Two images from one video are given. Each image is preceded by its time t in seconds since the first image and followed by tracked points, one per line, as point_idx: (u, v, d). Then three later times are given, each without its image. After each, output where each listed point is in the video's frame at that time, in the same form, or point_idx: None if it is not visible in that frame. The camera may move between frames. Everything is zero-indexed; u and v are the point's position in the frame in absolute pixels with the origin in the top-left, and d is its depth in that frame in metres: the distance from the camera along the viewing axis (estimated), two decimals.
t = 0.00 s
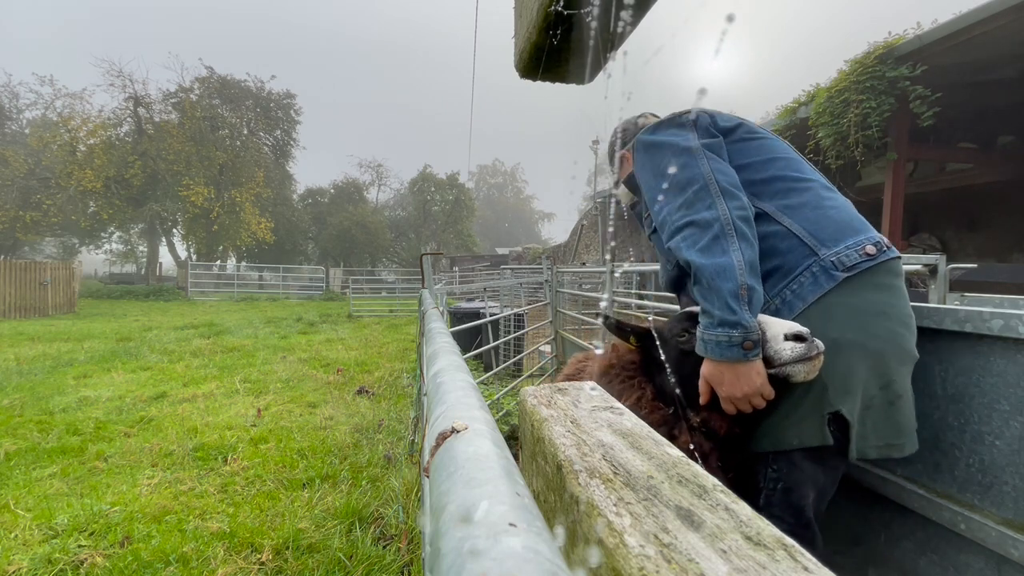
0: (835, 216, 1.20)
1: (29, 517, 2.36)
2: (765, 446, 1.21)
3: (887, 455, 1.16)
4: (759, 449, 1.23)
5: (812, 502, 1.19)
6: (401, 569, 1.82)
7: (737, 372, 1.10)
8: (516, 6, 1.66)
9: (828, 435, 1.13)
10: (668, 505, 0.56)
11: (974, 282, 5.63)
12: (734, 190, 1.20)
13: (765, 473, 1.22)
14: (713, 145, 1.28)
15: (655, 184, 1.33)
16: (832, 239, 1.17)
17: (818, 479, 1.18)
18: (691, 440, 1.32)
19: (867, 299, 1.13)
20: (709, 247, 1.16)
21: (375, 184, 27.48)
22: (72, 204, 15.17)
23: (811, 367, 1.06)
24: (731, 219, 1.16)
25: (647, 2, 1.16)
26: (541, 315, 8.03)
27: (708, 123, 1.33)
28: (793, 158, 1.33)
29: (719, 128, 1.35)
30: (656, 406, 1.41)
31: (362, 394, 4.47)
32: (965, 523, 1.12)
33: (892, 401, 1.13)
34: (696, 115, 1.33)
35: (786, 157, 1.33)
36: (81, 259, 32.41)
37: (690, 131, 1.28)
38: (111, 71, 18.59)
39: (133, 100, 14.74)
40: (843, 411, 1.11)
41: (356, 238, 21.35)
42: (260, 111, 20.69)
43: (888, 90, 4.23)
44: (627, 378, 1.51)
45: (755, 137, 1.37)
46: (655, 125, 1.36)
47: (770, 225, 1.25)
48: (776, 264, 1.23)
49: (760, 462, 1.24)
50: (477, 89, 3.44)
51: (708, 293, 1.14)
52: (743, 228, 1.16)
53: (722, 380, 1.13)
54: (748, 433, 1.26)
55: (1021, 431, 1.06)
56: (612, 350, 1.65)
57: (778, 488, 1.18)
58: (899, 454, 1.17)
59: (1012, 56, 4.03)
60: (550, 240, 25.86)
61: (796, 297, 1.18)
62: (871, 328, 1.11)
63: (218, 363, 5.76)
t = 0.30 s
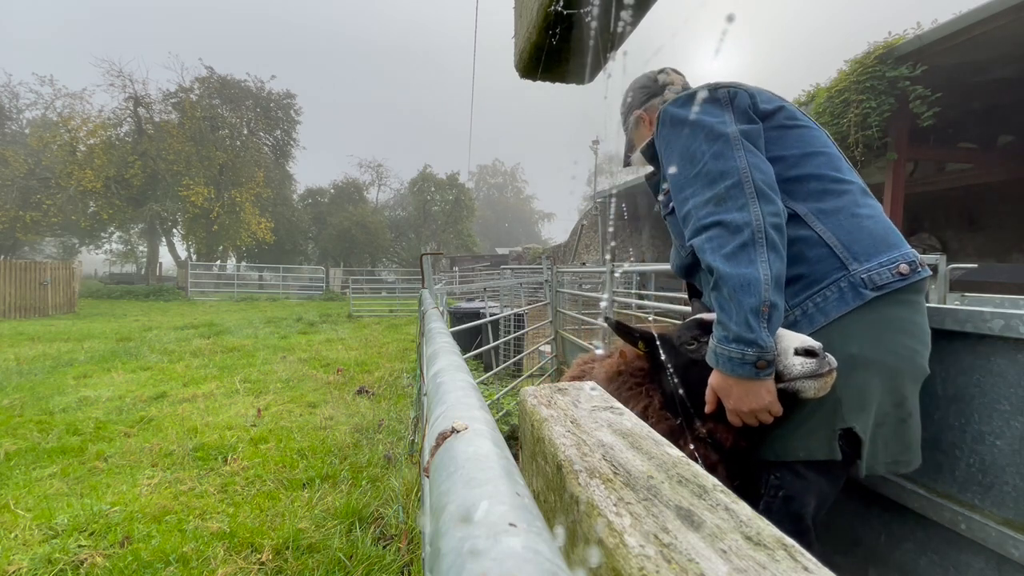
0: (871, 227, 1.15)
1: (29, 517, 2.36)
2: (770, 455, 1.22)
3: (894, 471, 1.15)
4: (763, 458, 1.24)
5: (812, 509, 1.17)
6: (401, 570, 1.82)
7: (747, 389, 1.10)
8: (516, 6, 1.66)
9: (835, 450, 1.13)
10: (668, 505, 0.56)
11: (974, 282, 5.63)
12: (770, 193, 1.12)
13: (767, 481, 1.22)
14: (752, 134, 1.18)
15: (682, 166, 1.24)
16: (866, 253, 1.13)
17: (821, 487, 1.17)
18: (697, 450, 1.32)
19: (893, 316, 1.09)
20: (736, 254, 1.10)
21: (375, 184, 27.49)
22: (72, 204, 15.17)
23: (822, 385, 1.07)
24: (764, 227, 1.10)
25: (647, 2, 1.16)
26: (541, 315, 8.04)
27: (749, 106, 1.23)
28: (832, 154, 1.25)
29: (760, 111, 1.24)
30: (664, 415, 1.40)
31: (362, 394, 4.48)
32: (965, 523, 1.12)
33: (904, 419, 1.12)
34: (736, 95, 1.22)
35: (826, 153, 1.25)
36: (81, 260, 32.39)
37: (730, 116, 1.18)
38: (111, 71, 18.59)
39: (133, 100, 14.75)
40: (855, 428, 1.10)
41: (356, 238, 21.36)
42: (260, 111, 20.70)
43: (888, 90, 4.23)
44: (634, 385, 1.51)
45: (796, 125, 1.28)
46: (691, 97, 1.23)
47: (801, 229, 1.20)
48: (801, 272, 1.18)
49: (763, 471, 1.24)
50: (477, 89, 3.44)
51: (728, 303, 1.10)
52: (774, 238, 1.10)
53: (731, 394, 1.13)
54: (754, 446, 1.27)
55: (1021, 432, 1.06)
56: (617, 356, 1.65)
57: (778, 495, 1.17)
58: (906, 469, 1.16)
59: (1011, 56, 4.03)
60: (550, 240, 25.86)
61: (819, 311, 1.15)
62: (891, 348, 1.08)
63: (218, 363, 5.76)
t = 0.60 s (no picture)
0: (873, 232, 1.14)
1: (29, 517, 2.35)
2: (764, 455, 1.23)
3: (893, 478, 1.14)
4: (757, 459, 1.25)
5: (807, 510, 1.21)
6: (401, 569, 1.82)
7: (736, 393, 1.10)
8: (516, 6, 1.66)
9: (828, 453, 1.13)
10: (668, 505, 0.56)
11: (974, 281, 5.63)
12: (775, 197, 1.12)
13: (762, 480, 1.24)
14: (763, 132, 1.17)
15: (689, 159, 1.22)
16: (866, 259, 1.12)
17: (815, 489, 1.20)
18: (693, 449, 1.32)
19: (889, 321, 1.09)
20: (737, 256, 1.10)
21: (375, 184, 27.49)
22: (72, 204, 15.16)
23: (810, 390, 1.08)
24: (766, 231, 1.09)
25: (647, 2, 1.16)
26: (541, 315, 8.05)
27: (761, 103, 1.21)
28: (840, 157, 1.24)
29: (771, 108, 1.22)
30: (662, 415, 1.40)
31: (362, 394, 4.48)
32: (965, 523, 1.12)
33: (900, 423, 1.11)
34: (749, 89, 1.20)
35: (835, 156, 1.23)
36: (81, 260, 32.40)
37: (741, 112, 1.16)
38: (111, 71, 18.58)
39: (133, 100, 14.75)
40: (848, 430, 1.10)
41: (356, 238, 21.36)
42: (260, 111, 20.70)
43: (888, 90, 4.23)
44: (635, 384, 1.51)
45: (807, 123, 1.26)
46: (706, 87, 1.20)
47: (802, 233, 1.19)
48: (801, 276, 1.18)
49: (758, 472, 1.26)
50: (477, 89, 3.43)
51: (726, 305, 1.10)
52: (776, 242, 1.10)
53: (722, 397, 1.13)
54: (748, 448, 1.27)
55: (1020, 431, 1.06)
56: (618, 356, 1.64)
57: (775, 495, 1.20)
58: (902, 474, 1.15)
59: (1012, 56, 4.03)
60: (550, 240, 25.89)
61: (814, 315, 1.15)
62: (885, 351, 1.08)
63: (218, 363, 5.76)
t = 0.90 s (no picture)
0: (874, 228, 1.14)
1: (29, 517, 2.36)
2: (771, 454, 1.20)
3: (904, 474, 1.14)
4: (763, 458, 1.23)
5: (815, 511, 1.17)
6: (401, 570, 1.81)
7: (741, 392, 1.10)
8: (516, 6, 1.66)
9: (838, 450, 1.12)
10: (667, 505, 0.56)
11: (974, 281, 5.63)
12: (775, 197, 1.12)
13: (769, 480, 1.21)
14: (762, 134, 1.17)
15: (687, 163, 1.23)
16: (869, 253, 1.12)
17: (823, 489, 1.16)
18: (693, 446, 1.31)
19: (895, 315, 1.09)
20: (739, 257, 1.10)
21: (375, 184, 27.51)
22: (73, 205, 15.16)
23: (815, 396, 1.08)
24: (767, 231, 1.10)
25: (647, 2, 1.16)
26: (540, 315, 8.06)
27: (758, 104, 1.21)
28: (837, 156, 1.24)
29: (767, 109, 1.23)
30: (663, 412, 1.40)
31: (362, 394, 4.47)
32: (966, 523, 1.12)
33: (910, 419, 1.10)
34: (746, 91, 1.20)
35: (831, 154, 1.24)
36: (81, 259, 32.42)
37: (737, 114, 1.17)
38: (111, 71, 18.58)
39: (133, 100, 14.76)
40: (858, 427, 1.09)
41: (356, 238, 21.37)
42: (260, 111, 20.70)
43: (888, 90, 4.23)
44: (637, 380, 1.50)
45: (802, 123, 1.26)
46: (702, 91, 1.21)
47: (803, 230, 1.19)
48: (804, 273, 1.18)
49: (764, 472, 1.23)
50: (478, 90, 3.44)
51: (728, 307, 1.10)
52: (777, 242, 1.10)
53: (726, 398, 1.13)
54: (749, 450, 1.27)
55: (1021, 431, 1.05)
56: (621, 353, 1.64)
57: (781, 495, 1.16)
58: (915, 472, 1.15)
59: (1011, 56, 4.03)
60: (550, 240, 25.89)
61: (821, 311, 1.14)
62: (891, 345, 1.08)
63: (218, 363, 5.76)
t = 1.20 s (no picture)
0: (852, 224, 1.15)
1: (29, 517, 2.36)
2: (760, 451, 1.19)
3: (893, 469, 1.14)
4: (753, 455, 1.22)
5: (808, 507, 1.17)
6: (401, 570, 1.81)
7: (726, 392, 1.10)
8: (516, 6, 1.66)
9: (825, 445, 1.12)
10: (668, 505, 0.56)
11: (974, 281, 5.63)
12: (756, 199, 1.13)
13: (760, 477, 1.20)
14: (741, 140, 1.19)
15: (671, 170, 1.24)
16: (846, 250, 1.13)
17: (815, 485, 1.17)
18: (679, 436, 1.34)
19: (875, 311, 1.09)
20: (723, 259, 1.11)
21: (375, 184, 27.51)
22: (72, 205, 15.15)
23: (796, 396, 1.07)
24: (749, 233, 1.10)
25: (647, 2, 1.16)
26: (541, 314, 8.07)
27: (736, 110, 1.23)
28: (815, 157, 1.25)
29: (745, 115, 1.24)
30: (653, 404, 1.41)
31: (362, 394, 4.47)
32: (965, 523, 1.12)
33: (897, 414, 1.10)
34: (726, 99, 1.22)
35: (810, 156, 1.25)
36: (81, 259, 32.39)
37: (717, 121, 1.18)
38: (111, 71, 18.57)
39: (133, 100, 14.76)
40: (843, 422, 1.09)
41: (356, 238, 21.36)
42: (260, 111, 20.70)
43: (888, 91, 4.23)
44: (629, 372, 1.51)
45: (779, 128, 1.28)
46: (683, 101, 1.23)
47: (784, 229, 1.20)
48: (785, 272, 1.18)
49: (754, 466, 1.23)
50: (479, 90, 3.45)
51: (713, 309, 1.10)
52: (760, 243, 1.11)
53: (712, 396, 1.13)
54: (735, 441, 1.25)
55: (1020, 431, 1.05)
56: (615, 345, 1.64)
57: (773, 492, 1.16)
58: (905, 467, 1.14)
59: (1011, 56, 4.03)
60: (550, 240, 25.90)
61: (803, 308, 1.14)
62: (874, 340, 1.08)
63: (218, 363, 5.76)
